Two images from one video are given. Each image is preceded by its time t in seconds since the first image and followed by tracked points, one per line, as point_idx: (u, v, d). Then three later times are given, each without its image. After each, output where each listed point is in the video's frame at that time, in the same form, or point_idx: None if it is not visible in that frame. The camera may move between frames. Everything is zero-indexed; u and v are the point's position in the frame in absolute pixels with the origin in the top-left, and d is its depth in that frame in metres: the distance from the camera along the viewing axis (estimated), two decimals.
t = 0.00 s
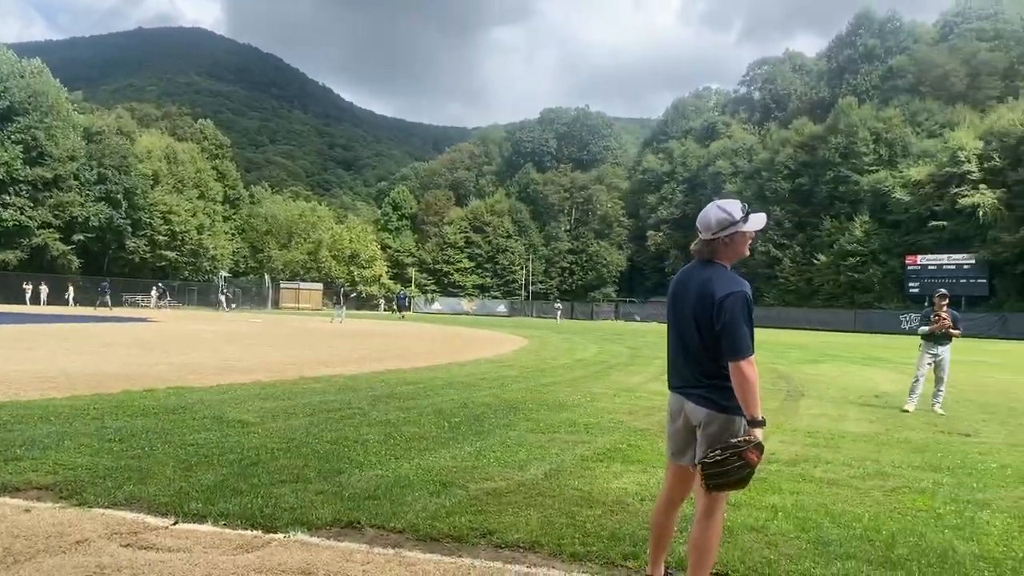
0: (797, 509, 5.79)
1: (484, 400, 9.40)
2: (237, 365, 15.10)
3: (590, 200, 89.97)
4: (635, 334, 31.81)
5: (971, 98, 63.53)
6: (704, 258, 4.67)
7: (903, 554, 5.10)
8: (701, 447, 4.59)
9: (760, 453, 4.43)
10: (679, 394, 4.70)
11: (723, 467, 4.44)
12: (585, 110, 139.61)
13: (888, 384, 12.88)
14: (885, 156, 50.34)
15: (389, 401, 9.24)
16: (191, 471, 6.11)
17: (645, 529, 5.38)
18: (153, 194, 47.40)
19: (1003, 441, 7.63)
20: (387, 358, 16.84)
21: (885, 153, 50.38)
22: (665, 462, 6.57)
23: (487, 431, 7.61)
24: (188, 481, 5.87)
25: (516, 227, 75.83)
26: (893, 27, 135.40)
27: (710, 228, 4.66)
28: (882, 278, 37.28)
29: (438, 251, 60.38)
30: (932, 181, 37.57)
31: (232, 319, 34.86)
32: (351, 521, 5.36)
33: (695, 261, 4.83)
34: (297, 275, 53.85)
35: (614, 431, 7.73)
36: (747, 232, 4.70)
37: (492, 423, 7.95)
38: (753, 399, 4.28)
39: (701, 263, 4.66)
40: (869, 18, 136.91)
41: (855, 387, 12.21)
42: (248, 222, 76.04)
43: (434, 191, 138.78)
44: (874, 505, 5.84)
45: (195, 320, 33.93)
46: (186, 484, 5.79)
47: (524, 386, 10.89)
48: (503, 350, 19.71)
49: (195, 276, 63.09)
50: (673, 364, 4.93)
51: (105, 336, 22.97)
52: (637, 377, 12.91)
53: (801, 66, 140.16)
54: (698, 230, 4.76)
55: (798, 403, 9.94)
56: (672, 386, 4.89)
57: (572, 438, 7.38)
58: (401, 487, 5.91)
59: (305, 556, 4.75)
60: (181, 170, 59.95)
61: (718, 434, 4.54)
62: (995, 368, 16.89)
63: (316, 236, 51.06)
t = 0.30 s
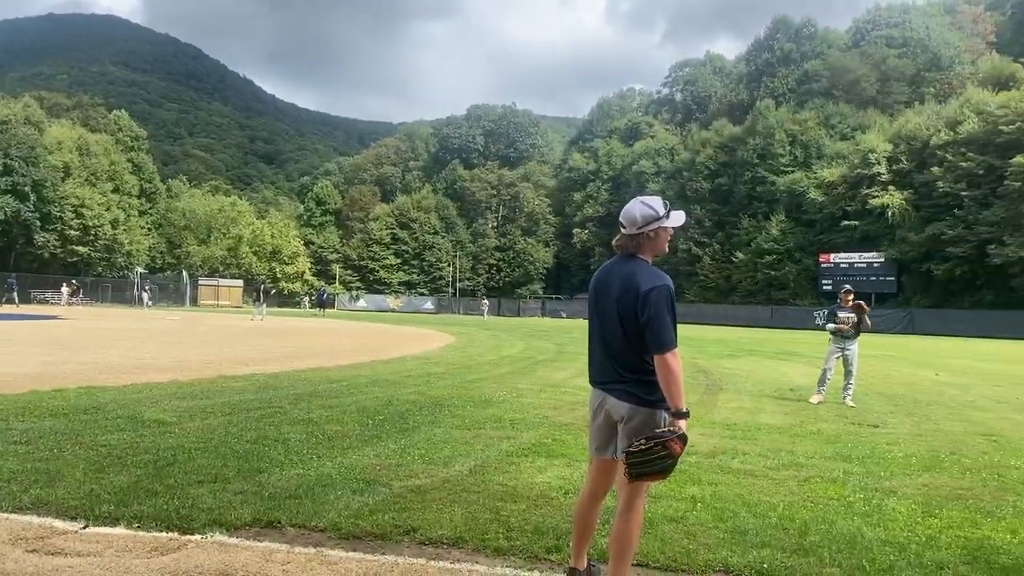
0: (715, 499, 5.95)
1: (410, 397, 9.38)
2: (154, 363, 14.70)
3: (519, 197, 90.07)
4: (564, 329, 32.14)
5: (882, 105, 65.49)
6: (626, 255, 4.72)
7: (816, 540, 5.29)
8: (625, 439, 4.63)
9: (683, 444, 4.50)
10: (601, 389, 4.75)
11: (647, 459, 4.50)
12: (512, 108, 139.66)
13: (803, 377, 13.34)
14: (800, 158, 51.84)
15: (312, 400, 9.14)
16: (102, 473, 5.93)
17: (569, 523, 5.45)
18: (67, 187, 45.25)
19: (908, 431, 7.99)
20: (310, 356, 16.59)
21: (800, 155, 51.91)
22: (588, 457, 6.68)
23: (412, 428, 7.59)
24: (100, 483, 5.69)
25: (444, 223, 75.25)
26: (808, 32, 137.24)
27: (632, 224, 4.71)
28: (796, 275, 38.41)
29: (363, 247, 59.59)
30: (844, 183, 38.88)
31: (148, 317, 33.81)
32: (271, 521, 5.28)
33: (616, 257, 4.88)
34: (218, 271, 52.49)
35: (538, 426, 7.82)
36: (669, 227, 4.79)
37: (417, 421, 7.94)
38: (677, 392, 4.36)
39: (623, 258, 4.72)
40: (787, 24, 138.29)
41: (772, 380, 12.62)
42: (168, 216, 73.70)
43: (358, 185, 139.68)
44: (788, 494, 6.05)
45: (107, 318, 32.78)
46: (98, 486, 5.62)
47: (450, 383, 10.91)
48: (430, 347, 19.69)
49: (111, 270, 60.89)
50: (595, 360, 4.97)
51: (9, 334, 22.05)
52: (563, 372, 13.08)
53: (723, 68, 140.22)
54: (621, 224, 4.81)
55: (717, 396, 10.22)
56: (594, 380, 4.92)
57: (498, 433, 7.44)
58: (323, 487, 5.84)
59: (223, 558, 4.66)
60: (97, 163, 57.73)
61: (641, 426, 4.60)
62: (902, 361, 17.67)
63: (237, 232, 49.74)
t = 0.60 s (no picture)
0: (638, 490, 6.07)
1: (335, 393, 9.29)
2: (64, 361, 14.13)
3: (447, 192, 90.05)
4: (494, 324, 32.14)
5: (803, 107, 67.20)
6: (555, 247, 4.72)
7: (735, 528, 5.45)
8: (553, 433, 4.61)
9: (614, 433, 4.52)
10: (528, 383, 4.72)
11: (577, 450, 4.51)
12: (440, 102, 139.80)
13: (723, 370, 13.73)
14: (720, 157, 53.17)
15: (233, 397, 8.96)
16: (9, 474, 5.71)
17: (497, 516, 5.49)
18: None
19: (822, 422, 8.30)
20: (231, 352, 16.19)
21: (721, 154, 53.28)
22: (514, 450, 6.76)
23: (336, 424, 7.54)
24: (6, 484, 5.49)
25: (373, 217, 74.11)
26: (731, 34, 139.01)
27: (560, 216, 4.70)
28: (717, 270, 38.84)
29: (287, 241, 58.44)
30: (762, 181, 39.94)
31: (59, 313, 32.40)
32: (191, 521, 5.17)
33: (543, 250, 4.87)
34: (136, 265, 50.66)
35: (465, 421, 7.85)
36: (594, 220, 4.82)
37: (342, 417, 7.87)
38: (610, 383, 4.39)
39: (552, 251, 4.71)
40: (710, 26, 139.37)
41: (694, 373, 12.95)
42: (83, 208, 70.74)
43: (282, 178, 138.52)
44: (708, 484, 6.22)
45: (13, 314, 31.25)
46: (4, 489, 5.41)
47: (377, 379, 10.83)
48: (355, 342, 19.50)
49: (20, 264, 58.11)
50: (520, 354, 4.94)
51: None
52: (489, 367, 13.14)
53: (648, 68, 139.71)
54: (549, 218, 4.80)
55: (641, 389, 10.43)
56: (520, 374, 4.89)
57: (424, 429, 7.45)
58: (244, 485, 5.76)
59: (139, 559, 4.56)
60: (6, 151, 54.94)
61: (569, 418, 4.61)
62: (818, 353, 18.30)
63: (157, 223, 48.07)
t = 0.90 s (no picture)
0: (567, 478, 6.16)
1: (263, 386, 9.17)
2: None
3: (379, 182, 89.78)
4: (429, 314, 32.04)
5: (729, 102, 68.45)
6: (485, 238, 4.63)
7: (662, 514, 5.57)
8: (486, 424, 4.50)
9: (551, 423, 4.51)
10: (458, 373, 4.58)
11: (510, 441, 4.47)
12: (372, 91, 139.89)
13: (652, 359, 14.03)
14: (651, 151, 54.16)
15: (155, 390, 8.75)
16: None
17: (429, 506, 5.50)
18: None
19: (746, 409, 8.54)
20: (153, 345, 15.72)
21: (652, 148, 54.27)
22: (445, 440, 6.78)
23: (264, 417, 7.44)
24: None
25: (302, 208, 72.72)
26: (660, 30, 139.99)
27: (491, 207, 4.62)
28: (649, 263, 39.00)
29: (214, 230, 57.14)
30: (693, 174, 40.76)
31: None
32: (110, 517, 5.04)
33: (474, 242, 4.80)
34: (53, 254, 48.65)
35: (396, 412, 7.84)
36: (525, 209, 4.75)
37: (270, 409, 7.77)
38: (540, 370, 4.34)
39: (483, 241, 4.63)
40: (642, 20, 139.90)
41: (624, 362, 13.19)
42: None
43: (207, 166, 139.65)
44: (635, 470, 6.35)
45: None
46: None
47: (307, 371, 10.67)
48: (286, 334, 19.24)
49: None
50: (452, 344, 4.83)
51: None
52: (421, 358, 13.13)
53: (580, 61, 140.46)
54: (481, 206, 4.71)
55: (572, 378, 10.57)
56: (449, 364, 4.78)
57: (355, 420, 7.40)
58: (167, 479, 5.64)
59: (54, 557, 4.43)
60: None
61: (502, 409, 4.53)
62: (743, 342, 18.76)
63: (78, 213, 46.31)
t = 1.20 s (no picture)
0: (506, 459, 6.21)
1: (197, 371, 9.01)
2: None
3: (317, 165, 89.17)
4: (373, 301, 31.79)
5: (669, 88, 68.97)
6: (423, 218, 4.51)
7: (597, 492, 5.66)
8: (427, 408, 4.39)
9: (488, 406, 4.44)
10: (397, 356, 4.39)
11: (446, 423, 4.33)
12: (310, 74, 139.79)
13: (591, 343, 14.23)
14: (591, 137, 54.71)
15: (83, 376, 8.51)
16: None
17: (365, 489, 5.49)
18: None
19: (681, 391, 8.72)
20: (81, 330, 15.23)
21: (593, 134, 54.82)
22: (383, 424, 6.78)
23: (198, 402, 7.32)
24: None
25: (239, 192, 70.99)
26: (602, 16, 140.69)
27: (432, 185, 4.49)
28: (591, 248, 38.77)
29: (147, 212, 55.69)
30: (634, 162, 41.26)
31: None
32: (35, 505, 4.91)
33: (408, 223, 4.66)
34: None
35: (334, 396, 7.80)
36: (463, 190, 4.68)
37: (203, 395, 7.65)
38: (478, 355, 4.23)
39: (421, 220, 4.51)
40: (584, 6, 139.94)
41: (564, 346, 13.35)
42: None
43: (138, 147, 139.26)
44: (573, 451, 6.43)
45: None
46: None
47: (242, 356, 10.49)
48: (223, 319, 18.90)
49: None
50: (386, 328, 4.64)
51: None
52: (361, 343, 13.07)
53: (522, 46, 140.45)
54: (417, 185, 4.60)
55: (513, 362, 10.65)
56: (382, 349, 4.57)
57: (292, 405, 7.33)
58: (95, 466, 5.52)
59: None
60: None
61: (443, 393, 4.41)
62: (680, 326, 19.04)
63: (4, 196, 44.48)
